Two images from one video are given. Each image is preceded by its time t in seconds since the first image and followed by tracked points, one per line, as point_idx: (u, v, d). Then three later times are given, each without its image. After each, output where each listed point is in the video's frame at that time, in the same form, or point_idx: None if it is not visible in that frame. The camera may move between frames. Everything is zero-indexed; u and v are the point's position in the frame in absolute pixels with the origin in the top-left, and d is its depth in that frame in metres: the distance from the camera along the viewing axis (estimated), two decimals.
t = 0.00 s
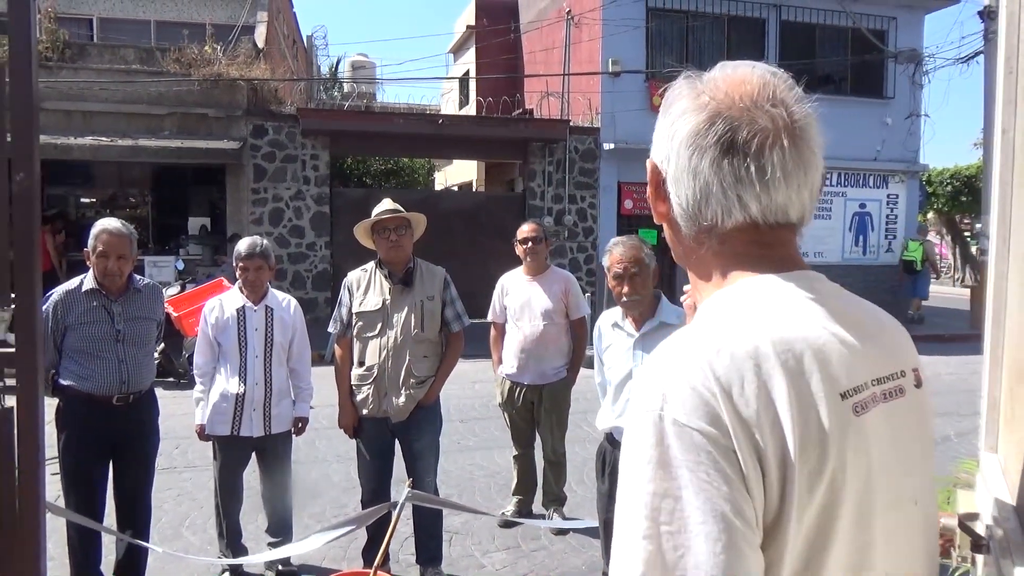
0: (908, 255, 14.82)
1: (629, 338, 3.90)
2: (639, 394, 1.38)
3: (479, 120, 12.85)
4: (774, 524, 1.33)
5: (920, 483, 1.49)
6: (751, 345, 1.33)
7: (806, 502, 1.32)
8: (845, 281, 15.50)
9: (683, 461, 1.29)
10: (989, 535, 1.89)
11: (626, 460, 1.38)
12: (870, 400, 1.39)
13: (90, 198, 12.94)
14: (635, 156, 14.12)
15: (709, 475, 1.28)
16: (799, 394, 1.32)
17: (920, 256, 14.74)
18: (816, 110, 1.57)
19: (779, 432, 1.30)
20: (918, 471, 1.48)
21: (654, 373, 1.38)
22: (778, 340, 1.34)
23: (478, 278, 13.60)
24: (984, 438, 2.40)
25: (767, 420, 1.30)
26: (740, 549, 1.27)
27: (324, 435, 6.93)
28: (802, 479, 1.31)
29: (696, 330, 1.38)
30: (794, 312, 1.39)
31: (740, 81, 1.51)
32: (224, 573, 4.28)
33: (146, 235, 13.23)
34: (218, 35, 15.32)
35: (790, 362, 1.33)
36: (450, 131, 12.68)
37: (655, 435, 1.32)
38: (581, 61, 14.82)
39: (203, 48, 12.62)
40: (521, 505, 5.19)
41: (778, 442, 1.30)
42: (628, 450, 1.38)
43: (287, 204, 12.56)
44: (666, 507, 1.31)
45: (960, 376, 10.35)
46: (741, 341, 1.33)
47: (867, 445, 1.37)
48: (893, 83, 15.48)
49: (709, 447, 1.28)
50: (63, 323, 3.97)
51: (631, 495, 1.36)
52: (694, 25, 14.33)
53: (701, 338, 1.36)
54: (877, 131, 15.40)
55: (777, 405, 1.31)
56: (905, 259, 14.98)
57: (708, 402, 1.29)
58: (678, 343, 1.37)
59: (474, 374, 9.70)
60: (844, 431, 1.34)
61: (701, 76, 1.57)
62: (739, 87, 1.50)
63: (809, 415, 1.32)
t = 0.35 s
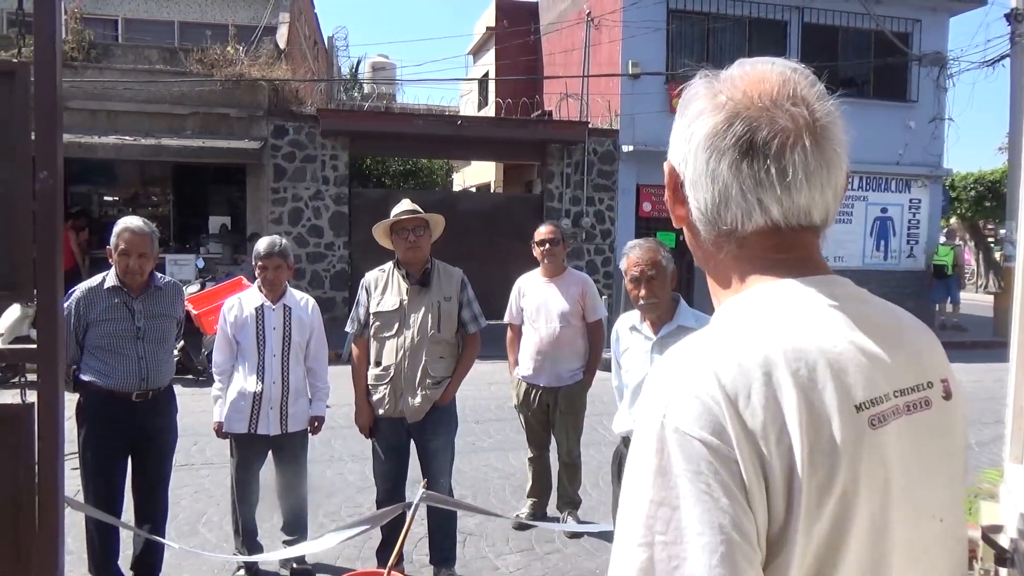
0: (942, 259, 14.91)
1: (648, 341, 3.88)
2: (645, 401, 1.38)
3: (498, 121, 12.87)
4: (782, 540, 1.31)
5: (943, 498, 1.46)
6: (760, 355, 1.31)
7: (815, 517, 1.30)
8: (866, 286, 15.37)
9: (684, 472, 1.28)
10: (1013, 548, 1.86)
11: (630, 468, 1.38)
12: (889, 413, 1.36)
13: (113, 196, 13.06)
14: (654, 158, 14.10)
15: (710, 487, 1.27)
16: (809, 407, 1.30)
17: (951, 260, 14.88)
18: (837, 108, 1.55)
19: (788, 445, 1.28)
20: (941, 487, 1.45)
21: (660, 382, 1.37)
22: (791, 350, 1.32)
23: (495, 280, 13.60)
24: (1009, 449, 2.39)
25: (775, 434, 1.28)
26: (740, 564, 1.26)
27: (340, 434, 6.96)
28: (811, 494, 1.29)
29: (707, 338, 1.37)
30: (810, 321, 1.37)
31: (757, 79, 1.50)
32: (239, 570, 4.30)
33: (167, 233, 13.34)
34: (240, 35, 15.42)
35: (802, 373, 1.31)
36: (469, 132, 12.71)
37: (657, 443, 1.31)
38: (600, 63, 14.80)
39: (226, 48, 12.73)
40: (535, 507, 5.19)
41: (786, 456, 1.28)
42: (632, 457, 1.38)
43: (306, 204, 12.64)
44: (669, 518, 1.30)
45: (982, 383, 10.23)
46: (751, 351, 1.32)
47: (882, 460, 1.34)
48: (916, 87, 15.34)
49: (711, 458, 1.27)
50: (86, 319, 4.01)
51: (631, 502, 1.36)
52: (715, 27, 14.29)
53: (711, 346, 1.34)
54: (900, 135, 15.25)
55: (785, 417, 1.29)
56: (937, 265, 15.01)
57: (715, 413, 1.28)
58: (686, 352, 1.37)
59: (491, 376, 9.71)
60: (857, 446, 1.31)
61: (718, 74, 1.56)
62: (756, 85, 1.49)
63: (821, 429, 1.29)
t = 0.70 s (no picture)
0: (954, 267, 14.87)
1: (648, 342, 3.87)
2: (664, 415, 1.33)
3: (500, 122, 12.87)
4: (814, 554, 1.28)
5: (952, 502, 1.47)
6: (784, 364, 1.28)
7: (843, 528, 1.28)
8: (866, 288, 15.36)
9: (717, 489, 1.25)
10: (1007, 553, 1.85)
11: (653, 486, 1.33)
12: (907, 419, 1.35)
13: (114, 195, 13.08)
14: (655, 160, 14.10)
15: (745, 503, 1.24)
16: (836, 416, 1.28)
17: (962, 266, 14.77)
18: (828, 110, 1.55)
19: (815, 455, 1.26)
20: (950, 492, 1.46)
21: (678, 393, 1.33)
22: (812, 357, 1.30)
23: (496, 280, 13.59)
24: (1003, 452, 2.39)
25: (804, 445, 1.26)
26: None
27: (339, 434, 6.96)
28: (840, 503, 1.27)
29: (725, 347, 1.33)
30: (827, 327, 1.35)
31: (746, 82, 1.50)
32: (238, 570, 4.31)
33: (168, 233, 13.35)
34: (242, 35, 15.44)
35: (824, 380, 1.29)
36: (470, 133, 12.71)
37: (684, 461, 1.27)
38: (602, 64, 14.79)
39: (228, 48, 12.75)
40: (535, 508, 5.19)
41: (814, 467, 1.26)
42: (654, 475, 1.33)
43: (307, 204, 12.64)
44: (701, 539, 1.26)
45: (982, 386, 10.21)
46: (773, 358, 1.29)
47: (904, 468, 1.33)
48: (918, 89, 15.33)
49: (743, 473, 1.24)
50: (86, 319, 4.02)
51: (659, 524, 1.31)
52: (716, 29, 14.29)
53: (734, 356, 1.31)
54: (901, 137, 15.25)
55: (814, 427, 1.27)
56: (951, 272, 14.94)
57: (742, 426, 1.25)
58: (706, 362, 1.33)
59: (491, 376, 9.70)
60: (880, 453, 1.30)
61: (706, 79, 1.56)
62: (746, 90, 1.49)
63: (847, 437, 1.28)
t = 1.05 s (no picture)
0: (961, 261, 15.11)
1: (648, 341, 3.88)
2: (656, 416, 1.33)
3: (500, 123, 12.88)
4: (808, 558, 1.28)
5: (951, 503, 1.47)
6: (777, 365, 1.28)
7: (838, 532, 1.28)
8: (867, 287, 15.36)
9: (705, 492, 1.25)
10: (1002, 550, 1.85)
11: (643, 487, 1.34)
12: (903, 422, 1.35)
13: (115, 199, 13.13)
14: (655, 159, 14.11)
15: (734, 507, 1.24)
16: (829, 418, 1.28)
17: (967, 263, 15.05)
18: (825, 102, 1.56)
19: (809, 457, 1.26)
20: (948, 494, 1.45)
21: (669, 395, 1.33)
22: (806, 358, 1.30)
23: (497, 281, 13.60)
24: (998, 449, 2.39)
25: (796, 448, 1.26)
26: None
27: (341, 436, 6.98)
28: (835, 507, 1.27)
29: (719, 347, 1.33)
30: (823, 327, 1.35)
31: (741, 74, 1.51)
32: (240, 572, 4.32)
33: (169, 236, 13.37)
34: (241, 38, 15.48)
35: (818, 382, 1.29)
36: (470, 134, 12.72)
37: (674, 462, 1.28)
38: (601, 64, 14.81)
39: (228, 51, 12.73)
40: (535, 508, 5.19)
41: (807, 471, 1.26)
42: (645, 476, 1.33)
43: (307, 207, 12.66)
44: (690, 543, 1.27)
45: (984, 385, 10.21)
46: (766, 358, 1.29)
47: (899, 470, 1.33)
48: (918, 87, 15.35)
49: (733, 476, 1.24)
50: (86, 322, 4.03)
51: (649, 526, 1.32)
52: (715, 28, 14.29)
53: (726, 357, 1.30)
54: (901, 135, 15.25)
55: (806, 431, 1.26)
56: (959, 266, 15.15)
57: (733, 429, 1.25)
58: (697, 364, 1.33)
59: (492, 378, 9.71)
60: (876, 454, 1.30)
61: (702, 72, 1.56)
62: (742, 80, 1.49)
63: (842, 441, 1.28)
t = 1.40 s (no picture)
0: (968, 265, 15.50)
1: (654, 344, 3.87)
2: (651, 427, 1.33)
3: (508, 125, 12.88)
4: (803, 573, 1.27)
5: (957, 517, 1.44)
6: (775, 375, 1.27)
7: (837, 546, 1.27)
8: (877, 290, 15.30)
9: (698, 506, 1.25)
10: (1009, 557, 1.84)
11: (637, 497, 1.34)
12: (905, 433, 1.33)
13: (125, 201, 13.17)
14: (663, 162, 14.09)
15: (727, 521, 1.23)
16: (828, 431, 1.26)
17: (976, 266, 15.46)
18: (834, 105, 1.55)
19: (806, 470, 1.25)
20: (954, 505, 1.43)
21: (663, 406, 1.33)
22: (806, 367, 1.29)
23: (505, 283, 13.60)
24: (1006, 454, 2.37)
25: (791, 461, 1.25)
26: None
27: (348, 438, 6.98)
28: (834, 519, 1.26)
29: (714, 356, 1.32)
30: (825, 336, 1.34)
31: (748, 77, 1.49)
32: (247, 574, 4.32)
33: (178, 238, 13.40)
34: (251, 41, 15.56)
35: (817, 392, 1.28)
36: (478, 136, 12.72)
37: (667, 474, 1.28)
38: (609, 66, 14.80)
39: (237, 54, 12.82)
40: (542, 511, 5.19)
41: (804, 483, 1.25)
42: (638, 486, 1.33)
43: (316, 208, 12.69)
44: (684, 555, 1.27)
45: (995, 389, 10.14)
46: (763, 369, 1.28)
47: (902, 483, 1.31)
48: (927, 89, 15.29)
49: (726, 490, 1.24)
50: (93, 323, 4.05)
51: (641, 537, 1.32)
52: (723, 30, 14.29)
53: (721, 369, 1.29)
54: (911, 137, 15.20)
55: (803, 442, 1.25)
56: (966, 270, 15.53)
57: (728, 441, 1.24)
58: (692, 373, 1.32)
59: (499, 380, 9.71)
60: (876, 467, 1.28)
61: (706, 74, 1.55)
62: (750, 82, 1.48)
63: (839, 454, 1.26)
